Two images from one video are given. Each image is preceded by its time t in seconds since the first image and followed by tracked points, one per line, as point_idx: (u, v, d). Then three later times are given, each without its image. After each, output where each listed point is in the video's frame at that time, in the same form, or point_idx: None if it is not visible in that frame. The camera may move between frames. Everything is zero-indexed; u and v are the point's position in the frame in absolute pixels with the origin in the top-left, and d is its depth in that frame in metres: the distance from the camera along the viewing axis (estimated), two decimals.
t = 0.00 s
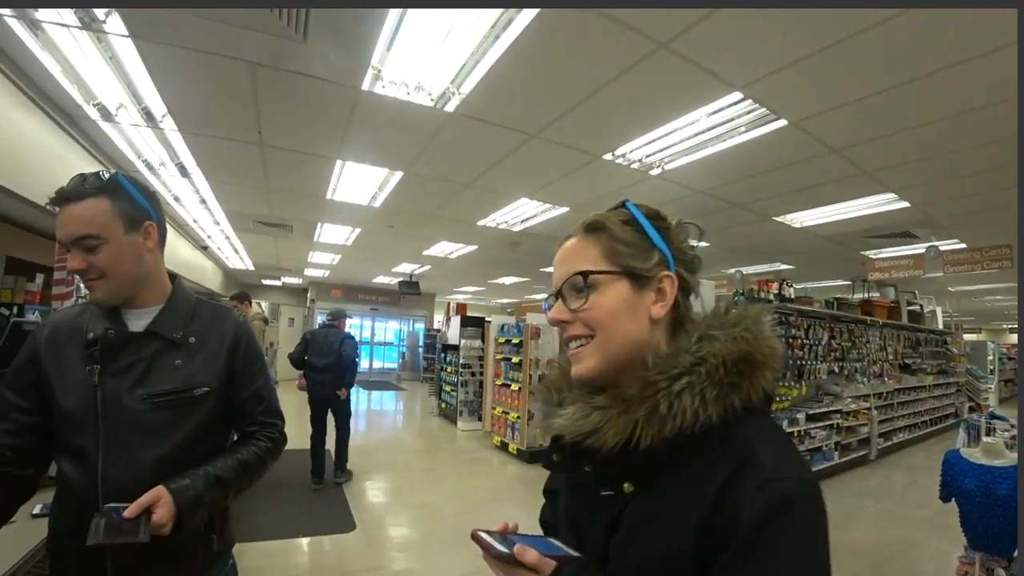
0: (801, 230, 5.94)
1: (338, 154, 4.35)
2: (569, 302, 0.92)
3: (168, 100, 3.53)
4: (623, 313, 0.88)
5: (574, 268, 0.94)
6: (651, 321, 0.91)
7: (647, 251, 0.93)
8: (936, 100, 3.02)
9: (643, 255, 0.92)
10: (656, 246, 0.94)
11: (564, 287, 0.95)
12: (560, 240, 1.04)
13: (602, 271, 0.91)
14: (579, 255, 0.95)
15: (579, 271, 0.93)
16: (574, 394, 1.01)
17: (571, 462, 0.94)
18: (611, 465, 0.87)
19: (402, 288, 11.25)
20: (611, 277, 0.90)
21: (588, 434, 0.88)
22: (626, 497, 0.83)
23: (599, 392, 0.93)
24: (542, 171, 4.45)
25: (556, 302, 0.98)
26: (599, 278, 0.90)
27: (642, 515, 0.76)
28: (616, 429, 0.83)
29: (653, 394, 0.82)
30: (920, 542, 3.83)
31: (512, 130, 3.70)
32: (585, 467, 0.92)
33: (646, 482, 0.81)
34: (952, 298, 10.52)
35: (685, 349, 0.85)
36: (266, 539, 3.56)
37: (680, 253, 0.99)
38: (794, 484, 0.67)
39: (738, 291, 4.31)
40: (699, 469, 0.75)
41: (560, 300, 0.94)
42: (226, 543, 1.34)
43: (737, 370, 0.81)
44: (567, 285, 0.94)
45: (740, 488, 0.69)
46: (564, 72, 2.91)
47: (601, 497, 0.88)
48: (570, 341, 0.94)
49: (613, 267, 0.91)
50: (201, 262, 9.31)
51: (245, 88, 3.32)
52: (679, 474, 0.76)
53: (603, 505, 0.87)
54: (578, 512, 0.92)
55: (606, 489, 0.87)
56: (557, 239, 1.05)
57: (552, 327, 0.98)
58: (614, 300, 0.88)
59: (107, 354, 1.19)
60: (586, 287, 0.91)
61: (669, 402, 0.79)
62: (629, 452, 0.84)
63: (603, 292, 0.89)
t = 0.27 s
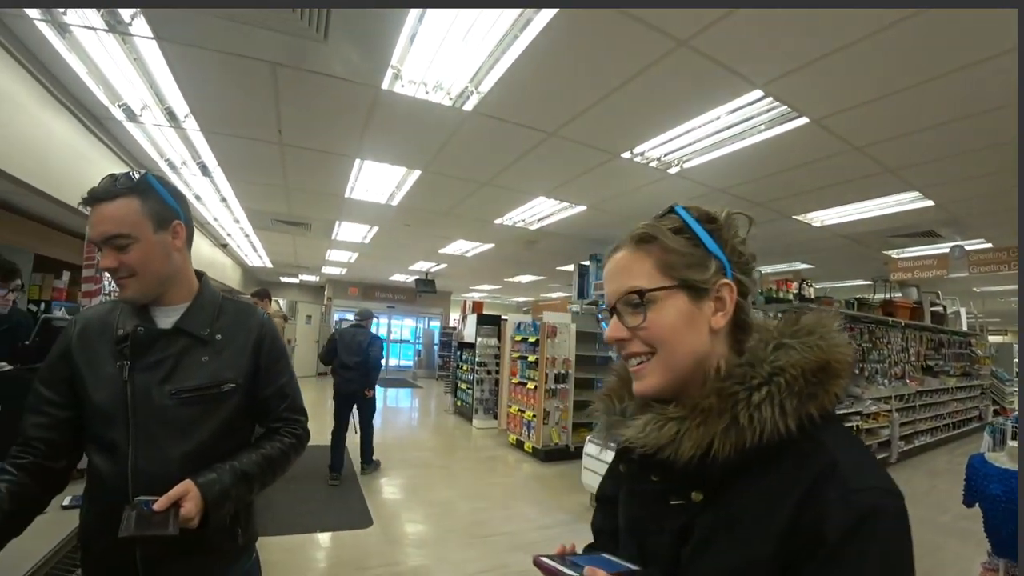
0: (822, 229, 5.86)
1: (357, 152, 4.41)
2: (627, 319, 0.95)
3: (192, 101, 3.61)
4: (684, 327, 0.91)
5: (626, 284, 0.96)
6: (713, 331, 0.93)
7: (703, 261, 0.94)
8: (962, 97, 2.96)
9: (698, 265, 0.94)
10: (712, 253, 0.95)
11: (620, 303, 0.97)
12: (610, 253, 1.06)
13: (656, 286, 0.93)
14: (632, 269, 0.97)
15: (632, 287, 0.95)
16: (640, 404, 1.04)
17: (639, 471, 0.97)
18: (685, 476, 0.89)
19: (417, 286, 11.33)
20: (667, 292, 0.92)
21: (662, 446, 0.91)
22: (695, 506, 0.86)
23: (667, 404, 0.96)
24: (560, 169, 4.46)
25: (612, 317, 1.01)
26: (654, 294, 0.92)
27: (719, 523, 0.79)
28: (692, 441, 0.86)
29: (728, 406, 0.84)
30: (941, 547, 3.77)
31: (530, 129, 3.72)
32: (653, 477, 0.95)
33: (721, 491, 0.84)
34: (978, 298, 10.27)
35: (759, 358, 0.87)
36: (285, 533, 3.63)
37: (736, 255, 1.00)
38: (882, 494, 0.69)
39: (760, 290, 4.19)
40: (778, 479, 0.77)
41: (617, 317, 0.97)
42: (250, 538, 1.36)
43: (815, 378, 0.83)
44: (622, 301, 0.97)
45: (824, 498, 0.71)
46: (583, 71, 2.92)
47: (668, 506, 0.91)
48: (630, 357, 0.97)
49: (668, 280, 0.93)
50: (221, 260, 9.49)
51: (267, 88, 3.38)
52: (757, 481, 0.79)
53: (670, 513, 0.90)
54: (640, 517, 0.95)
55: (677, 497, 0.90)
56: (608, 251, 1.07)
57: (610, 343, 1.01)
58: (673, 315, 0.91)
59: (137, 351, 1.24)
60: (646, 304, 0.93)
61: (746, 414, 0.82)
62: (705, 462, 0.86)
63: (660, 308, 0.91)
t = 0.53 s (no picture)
0: (818, 228, 5.89)
1: (355, 151, 4.40)
2: (658, 320, 0.95)
3: (189, 99, 3.60)
4: (716, 329, 0.92)
5: (657, 286, 0.96)
6: (742, 332, 0.94)
7: (734, 264, 0.95)
8: (958, 98, 2.98)
9: (730, 268, 0.94)
10: (742, 257, 0.96)
11: (650, 304, 0.98)
12: (638, 253, 1.07)
13: (690, 288, 0.93)
14: (664, 271, 0.97)
15: (664, 289, 0.95)
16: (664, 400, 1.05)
17: (655, 464, 0.98)
18: (705, 468, 0.90)
19: (414, 285, 11.32)
20: (700, 294, 0.92)
21: (684, 439, 0.91)
22: (715, 498, 0.89)
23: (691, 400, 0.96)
24: (558, 168, 4.47)
25: (642, 318, 1.01)
26: (688, 296, 0.93)
27: (741, 515, 0.82)
28: (716, 435, 0.87)
29: (754, 402, 0.85)
30: (935, 544, 3.80)
31: (528, 129, 3.72)
32: (670, 469, 0.95)
33: (744, 485, 0.86)
34: (971, 297, 10.35)
35: (787, 358, 0.88)
36: (284, 531, 3.63)
37: (764, 260, 1.01)
38: (904, 495, 0.72)
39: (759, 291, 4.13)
40: (802, 475, 0.80)
41: (648, 318, 0.97)
42: (252, 534, 1.37)
43: (841, 379, 0.84)
44: (653, 302, 0.97)
45: (846, 493, 0.75)
46: (582, 71, 2.93)
47: (687, 498, 0.93)
48: (659, 358, 0.97)
49: (700, 283, 0.93)
50: (217, 258, 9.45)
51: (265, 87, 3.37)
52: (781, 477, 0.82)
53: (690, 503, 0.92)
54: (657, 511, 0.96)
55: (697, 490, 0.91)
56: (636, 252, 1.08)
57: (638, 342, 1.01)
58: (705, 317, 0.91)
59: (141, 349, 1.24)
60: (678, 304, 0.93)
61: (773, 411, 0.83)
62: (728, 456, 0.88)
63: (692, 310, 0.92)
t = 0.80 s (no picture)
0: (803, 229, 5.97)
1: (340, 152, 4.36)
2: (631, 319, 0.97)
3: (172, 98, 3.53)
4: (687, 328, 0.93)
5: (633, 286, 0.98)
6: (715, 332, 0.94)
7: (708, 265, 0.95)
8: (936, 102, 3.04)
9: (703, 269, 0.95)
10: (718, 258, 0.96)
11: (625, 303, 1.00)
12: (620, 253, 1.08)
13: (662, 288, 0.94)
14: (639, 271, 0.98)
15: (638, 289, 0.97)
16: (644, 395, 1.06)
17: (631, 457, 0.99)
18: (676, 463, 0.92)
19: (402, 285, 11.25)
20: (671, 295, 0.93)
21: (656, 434, 0.93)
22: (689, 491, 0.89)
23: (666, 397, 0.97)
24: (545, 169, 4.47)
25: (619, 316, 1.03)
26: (659, 297, 0.94)
27: (711, 510, 0.83)
28: (684, 431, 0.88)
29: (719, 401, 0.86)
30: (916, 538, 3.87)
31: (516, 130, 3.72)
32: (647, 462, 0.96)
33: (715, 481, 0.86)
34: (949, 296, 10.58)
35: (756, 356, 0.88)
36: (271, 534, 3.59)
37: (745, 260, 1.00)
38: (862, 495, 0.72)
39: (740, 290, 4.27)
40: (768, 473, 0.80)
41: (623, 317, 0.99)
42: (242, 538, 1.34)
43: (808, 379, 0.84)
44: (628, 302, 0.99)
45: (809, 491, 0.74)
46: (569, 73, 2.93)
47: (664, 491, 0.94)
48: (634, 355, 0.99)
49: (672, 284, 0.94)
50: (201, 258, 9.30)
51: (250, 86, 3.33)
52: (747, 473, 0.82)
53: (667, 497, 0.93)
54: (642, 504, 0.98)
55: (671, 483, 0.93)
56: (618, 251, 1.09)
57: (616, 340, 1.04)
58: (675, 317, 0.92)
59: (130, 351, 1.21)
60: (651, 304, 0.94)
61: (737, 409, 0.83)
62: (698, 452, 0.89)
63: (663, 310, 0.93)
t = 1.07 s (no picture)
0: (801, 226, 5.97)
1: (338, 149, 4.34)
2: (611, 310, 0.98)
3: (169, 96, 3.51)
4: (662, 319, 0.93)
5: (613, 278, 0.99)
6: (690, 324, 0.94)
7: (685, 258, 0.95)
8: (935, 98, 3.04)
9: (680, 262, 0.94)
10: (696, 251, 0.95)
11: (606, 294, 1.01)
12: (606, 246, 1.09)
13: (639, 280, 0.95)
14: (619, 264, 0.99)
15: (618, 280, 0.98)
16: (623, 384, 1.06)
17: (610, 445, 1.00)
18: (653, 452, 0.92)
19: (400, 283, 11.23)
20: (647, 286, 0.94)
21: (631, 421, 0.93)
22: (666, 481, 0.90)
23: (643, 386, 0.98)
24: (544, 166, 4.45)
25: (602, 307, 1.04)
26: (636, 288, 0.95)
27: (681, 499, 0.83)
28: (656, 419, 0.88)
29: (688, 390, 0.86)
30: (914, 534, 3.88)
31: (515, 127, 3.70)
32: (627, 450, 0.97)
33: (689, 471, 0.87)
34: (947, 293, 10.61)
35: (727, 348, 0.88)
36: (270, 533, 3.58)
37: (727, 254, 0.98)
38: (823, 486, 0.71)
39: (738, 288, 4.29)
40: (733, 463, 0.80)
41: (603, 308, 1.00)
42: (243, 538, 1.34)
43: (776, 371, 0.83)
44: (608, 293, 1.00)
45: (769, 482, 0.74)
46: (568, 69, 2.92)
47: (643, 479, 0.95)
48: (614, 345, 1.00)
49: (649, 276, 0.95)
50: (198, 257, 9.26)
51: (247, 83, 3.30)
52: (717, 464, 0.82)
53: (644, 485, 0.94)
54: (622, 492, 0.99)
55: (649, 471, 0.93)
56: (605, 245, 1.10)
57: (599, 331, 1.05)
58: (650, 308, 0.93)
59: (128, 350, 1.19)
60: (627, 294, 0.95)
61: (704, 398, 0.83)
62: (670, 440, 0.89)
63: (640, 300, 0.94)
